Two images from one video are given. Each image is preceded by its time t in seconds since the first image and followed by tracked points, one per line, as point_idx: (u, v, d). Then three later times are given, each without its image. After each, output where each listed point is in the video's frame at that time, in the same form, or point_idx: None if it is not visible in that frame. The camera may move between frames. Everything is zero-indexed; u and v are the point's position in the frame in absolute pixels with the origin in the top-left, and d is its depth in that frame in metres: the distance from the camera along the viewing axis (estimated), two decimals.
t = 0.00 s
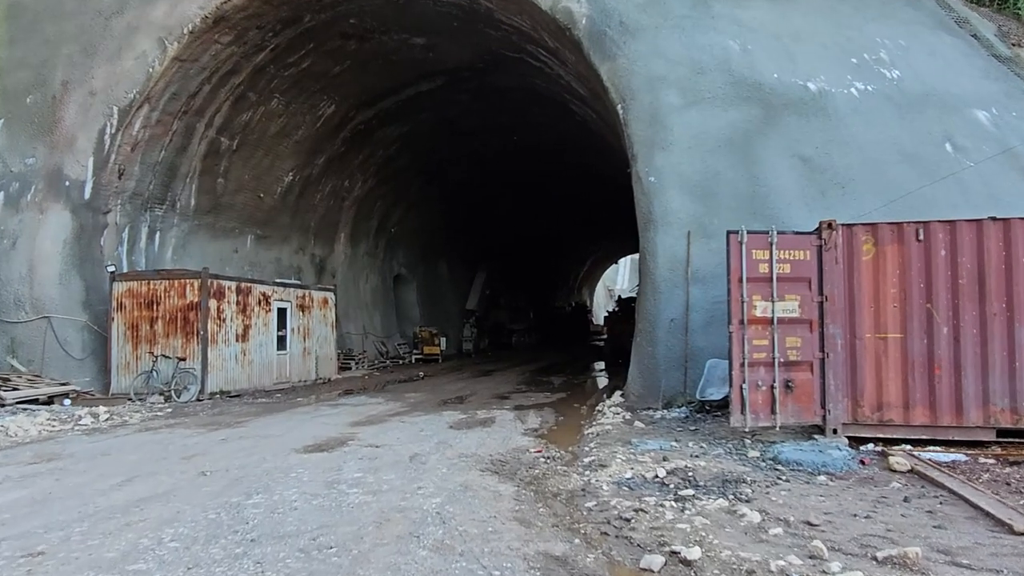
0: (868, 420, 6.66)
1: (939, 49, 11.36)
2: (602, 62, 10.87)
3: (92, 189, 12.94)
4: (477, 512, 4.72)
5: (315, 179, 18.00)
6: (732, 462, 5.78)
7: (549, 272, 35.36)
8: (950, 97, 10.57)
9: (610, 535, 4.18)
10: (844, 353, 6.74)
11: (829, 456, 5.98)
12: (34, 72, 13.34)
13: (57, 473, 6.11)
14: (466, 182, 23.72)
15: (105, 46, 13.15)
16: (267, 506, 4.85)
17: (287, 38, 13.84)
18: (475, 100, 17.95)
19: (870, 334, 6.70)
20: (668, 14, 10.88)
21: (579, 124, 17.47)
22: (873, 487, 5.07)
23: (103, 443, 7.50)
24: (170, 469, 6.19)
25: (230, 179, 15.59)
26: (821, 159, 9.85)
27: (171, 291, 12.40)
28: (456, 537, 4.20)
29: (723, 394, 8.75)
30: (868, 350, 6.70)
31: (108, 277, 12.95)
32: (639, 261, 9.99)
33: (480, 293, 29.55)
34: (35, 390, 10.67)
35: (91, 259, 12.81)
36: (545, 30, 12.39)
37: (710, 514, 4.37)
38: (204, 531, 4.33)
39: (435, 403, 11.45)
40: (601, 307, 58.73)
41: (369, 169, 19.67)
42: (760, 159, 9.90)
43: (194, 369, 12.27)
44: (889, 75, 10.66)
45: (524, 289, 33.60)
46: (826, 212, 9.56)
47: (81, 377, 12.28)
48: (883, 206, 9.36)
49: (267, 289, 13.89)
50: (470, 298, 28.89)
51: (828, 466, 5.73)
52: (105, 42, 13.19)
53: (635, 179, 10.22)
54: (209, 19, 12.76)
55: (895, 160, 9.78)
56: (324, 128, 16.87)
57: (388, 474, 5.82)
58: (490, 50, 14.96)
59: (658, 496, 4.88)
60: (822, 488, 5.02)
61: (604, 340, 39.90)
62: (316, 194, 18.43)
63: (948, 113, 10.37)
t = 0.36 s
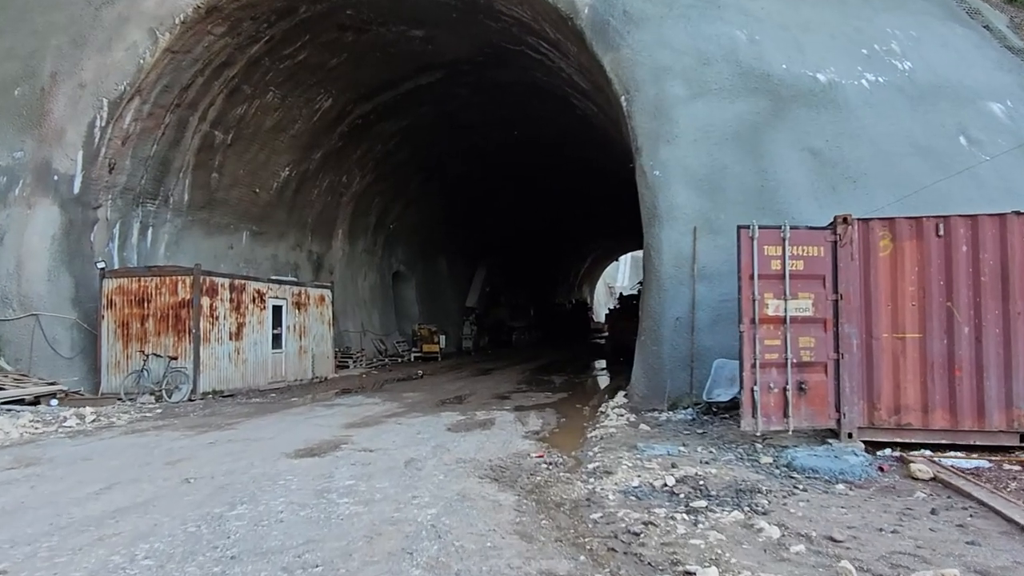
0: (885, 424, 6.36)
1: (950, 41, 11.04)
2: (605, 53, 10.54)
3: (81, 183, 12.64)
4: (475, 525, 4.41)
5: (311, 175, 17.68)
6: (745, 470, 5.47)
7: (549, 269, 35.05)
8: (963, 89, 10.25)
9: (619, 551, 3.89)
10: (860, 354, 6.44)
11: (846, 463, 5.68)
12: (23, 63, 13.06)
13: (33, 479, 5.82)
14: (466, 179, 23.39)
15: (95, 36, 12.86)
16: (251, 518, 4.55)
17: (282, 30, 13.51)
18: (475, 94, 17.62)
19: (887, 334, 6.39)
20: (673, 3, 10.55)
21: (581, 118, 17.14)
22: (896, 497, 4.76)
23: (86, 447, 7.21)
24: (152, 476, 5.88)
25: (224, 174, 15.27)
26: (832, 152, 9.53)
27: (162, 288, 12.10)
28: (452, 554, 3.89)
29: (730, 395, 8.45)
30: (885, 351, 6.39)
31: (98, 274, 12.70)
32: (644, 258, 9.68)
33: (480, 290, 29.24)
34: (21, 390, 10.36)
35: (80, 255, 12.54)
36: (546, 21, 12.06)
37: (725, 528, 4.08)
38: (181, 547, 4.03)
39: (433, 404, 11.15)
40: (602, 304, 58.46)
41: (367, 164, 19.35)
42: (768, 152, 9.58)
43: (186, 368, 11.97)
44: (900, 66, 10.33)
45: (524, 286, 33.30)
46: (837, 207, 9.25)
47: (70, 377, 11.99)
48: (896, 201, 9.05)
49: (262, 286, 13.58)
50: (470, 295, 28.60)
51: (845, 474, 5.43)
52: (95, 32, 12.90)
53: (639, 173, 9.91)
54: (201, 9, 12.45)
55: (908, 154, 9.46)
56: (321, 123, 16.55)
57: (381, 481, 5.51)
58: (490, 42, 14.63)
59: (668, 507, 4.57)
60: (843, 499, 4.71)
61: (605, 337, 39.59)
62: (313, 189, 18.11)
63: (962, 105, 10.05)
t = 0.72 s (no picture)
0: (898, 424, 6.07)
1: (957, 30, 10.69)
2: (604, 41, 10.23)
3: (65, 175, 12.35)
4: (466, 534, 4.11)
5: (304, 169, 17.34)
6: (753, 474, 5.19)
7: (547, 266, 34.77)
8: (972, 79, 9.91)
9: (620, 563, 3.60)
10: (871, 351, 6.15)
11: (858, 466, 5.39)
12: (6, 52, 12.74)
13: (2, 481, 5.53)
14: (462, 174, 23.07)
15: (80, 24, 12.53)
16: (227, 527, 4.25)
17: (273, 19, 13.14)
18: (471, 88, 17.28)
19: (899, 330, 6.10)
20: None
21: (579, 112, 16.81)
22: (914, 503, 4.47)
23: (62, 447, 6.91)
24: (127, 480, 5.57)
25: (215, 167, 14.93)
26: (838, 144, 9.24)
27: (148, 284, 11.78)
28: (440, 567, 3.59)
29: (733, 394, 8.18)
30: (897, 348, 6.10)
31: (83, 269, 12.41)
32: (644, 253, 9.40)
33: (477, 287, 28.94)
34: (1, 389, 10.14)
35: (64, 249, 12.25)
36: (543, 9, 11.75)
37: (735, 538, 3.79)
38: (147, 559, 3.73)
39: (427, 402, 10.85)
40: (599, 301, 58.12)
41: (361, 159, 19.02)
42: (772, 144, 9.28)
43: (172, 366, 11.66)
44: (907, 55, 9.97)
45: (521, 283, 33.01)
46: (844, 200, 8.96)
47: (53, 375, 11.66)
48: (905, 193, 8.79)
49: (251, 282, 13.26)
50: (466, 292, 28.29)
51: (858, 477, 5.14)
52: (80, 20, 12.57)
53: (639, 165, 9.62)
54: None
55: (916, 145, 9.18)
56: (313, 116, 16.19)
57: (368, 486, 5.21)
58: (486, 33, 14.28)
59: (673, 515, 4.28)
60: (860, 506, 4.42)
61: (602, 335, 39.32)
62: (306, 184, 17.77)
63: (971, 96, 9.72)
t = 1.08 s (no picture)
0: (912, 433, 5.78)
1: (963, 24, 10.33)
2: (601, 34, 9.91)
3: (44, 173, 12.12)
4: (456, 557, 3.79)
5: (295, 167, 16.99)
6: (762, 487, 4.89)
7: (541, 266, 34.49)
8: (978, 75, 9.56)
9: None
10: (883, 356, 5.87)
11: (872, 478, 5.11)
12: None
13: None
14: (457, 173, 22.76)
15: (61, 16, 12.21)
16: (197, 548, 3.92)
17: (261, 12, 12.74)
18: (464, 85, 16.94)
19: (912, 334, 5.82)
20: None
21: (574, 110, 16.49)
22: (936, 521, 4.18)
23: (32, 456, 6.58)
24: (96, 493, 5.22)
25: (203, 165, 14.56)
26: (843, 140, 8.95)
27: (130, 284, 11.44)
28: None
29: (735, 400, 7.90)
30: (911, 352, 5.81)
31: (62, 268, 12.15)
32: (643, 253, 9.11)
33: (471, 287, 28.64)
34: None
35: (43, 247, 11.99)
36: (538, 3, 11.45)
37: (748, 562, 3.49)
38: None
39: (419, 407, 10.54)
40: (595, 304, 57.92)
41: (353, 157, 18.67)
42: (775, 140, 9.00)
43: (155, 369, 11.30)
44: (911, 51, 9.62)
45: (515, 283, 32.72)
46: (849, 199, 8.68)
47: (31, 379, 11.30)
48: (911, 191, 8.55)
49: (238, 283, 12.91)
50: (460, 292, 27.98)
51: (873, 491, 4.86)
52: (61, 12, 12.23)
53: (638, 162, 9.32)
54: None
55: (922, 142, 8.91)
56: (303, 113, 15.82)
57: (352, 500, 4.88)
58: (481, 28, 13.92)
59: (679, 534, 3.98)
60: (880, 523, 4.12)
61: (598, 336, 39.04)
62: (296, 182, 17.41)
63: (979, 92, 9.40)
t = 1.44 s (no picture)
0: (931, 441, 5.51)
1: (973, 20, 9.92)
2: (602, 28, 9.57)
3: (29, 170, 11.82)
4: None
5: (287, 166, 16.65)
6: (778, 500, 4.60)
7: (538, 268, 34.21)
8: (989, 73, 9.24)
9: None
10: (901, 361, 5.60)
11: (894, 491, 4.82)
12: None
13: None
14: (453, 173, 22.46)
15: (46, 9, 11.89)
16: (172, 570, 3.60)
17: (254, 7, 12.35)
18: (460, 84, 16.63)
19: (932, 337, 5.55)
20: None
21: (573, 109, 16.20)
22: (969, 539, 3.89)
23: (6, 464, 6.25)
24: (69, 506, 4.89)
25: (193, 163, 14.21)
26: (852, 138, 8.68)
27: (116, 285, 11.11)
28: None
29: (741, 406, 7.60)
30: (931, 357, 5.54)
31: (46, 269, 11.86)
32: (646, 253, 8.83)
33: (466, 288, 28.35)
34: None
35: (26, 246, 11.67)
36: None
37: None
38: None
39: (414, 411, 10.22)
40: (590, 306, 57.68)
41: (347, 156, 18.35)
42: (782, 138, 8.72)
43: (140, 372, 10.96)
44: (920, 47, 9.27)
45: (511, 285, 32.44)
46: (857, 198, 8.42)
47: (13, 382, 11.03)
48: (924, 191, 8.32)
49: (228, 283, 12.57)
50: (455, 294, 27.68)
51: (896, 504, 4.57)
52: (46, 5, 11.91)
53: (640, 160, 9.02)
54: None
55: (933, 140, 8.67)
56: (296, 111, 15.47)
57: (343, 515, 4.56)
58: (479, 24, 13.57)
59: (694, 554, 3.69)
60: (911, 542, 3.83)
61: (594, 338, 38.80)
62: (289, 181, 17.07)
63: (990, 89, 9.12)
